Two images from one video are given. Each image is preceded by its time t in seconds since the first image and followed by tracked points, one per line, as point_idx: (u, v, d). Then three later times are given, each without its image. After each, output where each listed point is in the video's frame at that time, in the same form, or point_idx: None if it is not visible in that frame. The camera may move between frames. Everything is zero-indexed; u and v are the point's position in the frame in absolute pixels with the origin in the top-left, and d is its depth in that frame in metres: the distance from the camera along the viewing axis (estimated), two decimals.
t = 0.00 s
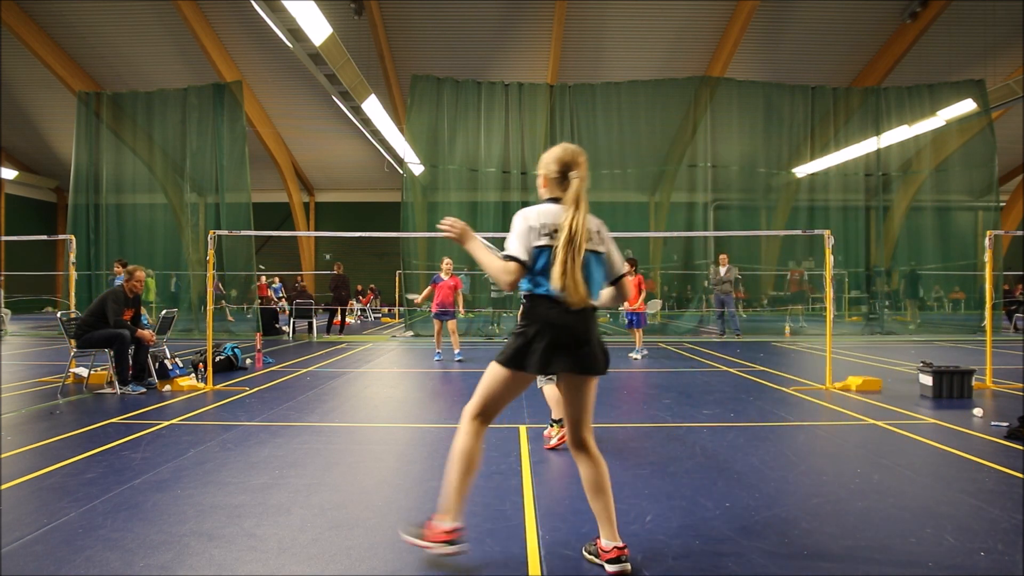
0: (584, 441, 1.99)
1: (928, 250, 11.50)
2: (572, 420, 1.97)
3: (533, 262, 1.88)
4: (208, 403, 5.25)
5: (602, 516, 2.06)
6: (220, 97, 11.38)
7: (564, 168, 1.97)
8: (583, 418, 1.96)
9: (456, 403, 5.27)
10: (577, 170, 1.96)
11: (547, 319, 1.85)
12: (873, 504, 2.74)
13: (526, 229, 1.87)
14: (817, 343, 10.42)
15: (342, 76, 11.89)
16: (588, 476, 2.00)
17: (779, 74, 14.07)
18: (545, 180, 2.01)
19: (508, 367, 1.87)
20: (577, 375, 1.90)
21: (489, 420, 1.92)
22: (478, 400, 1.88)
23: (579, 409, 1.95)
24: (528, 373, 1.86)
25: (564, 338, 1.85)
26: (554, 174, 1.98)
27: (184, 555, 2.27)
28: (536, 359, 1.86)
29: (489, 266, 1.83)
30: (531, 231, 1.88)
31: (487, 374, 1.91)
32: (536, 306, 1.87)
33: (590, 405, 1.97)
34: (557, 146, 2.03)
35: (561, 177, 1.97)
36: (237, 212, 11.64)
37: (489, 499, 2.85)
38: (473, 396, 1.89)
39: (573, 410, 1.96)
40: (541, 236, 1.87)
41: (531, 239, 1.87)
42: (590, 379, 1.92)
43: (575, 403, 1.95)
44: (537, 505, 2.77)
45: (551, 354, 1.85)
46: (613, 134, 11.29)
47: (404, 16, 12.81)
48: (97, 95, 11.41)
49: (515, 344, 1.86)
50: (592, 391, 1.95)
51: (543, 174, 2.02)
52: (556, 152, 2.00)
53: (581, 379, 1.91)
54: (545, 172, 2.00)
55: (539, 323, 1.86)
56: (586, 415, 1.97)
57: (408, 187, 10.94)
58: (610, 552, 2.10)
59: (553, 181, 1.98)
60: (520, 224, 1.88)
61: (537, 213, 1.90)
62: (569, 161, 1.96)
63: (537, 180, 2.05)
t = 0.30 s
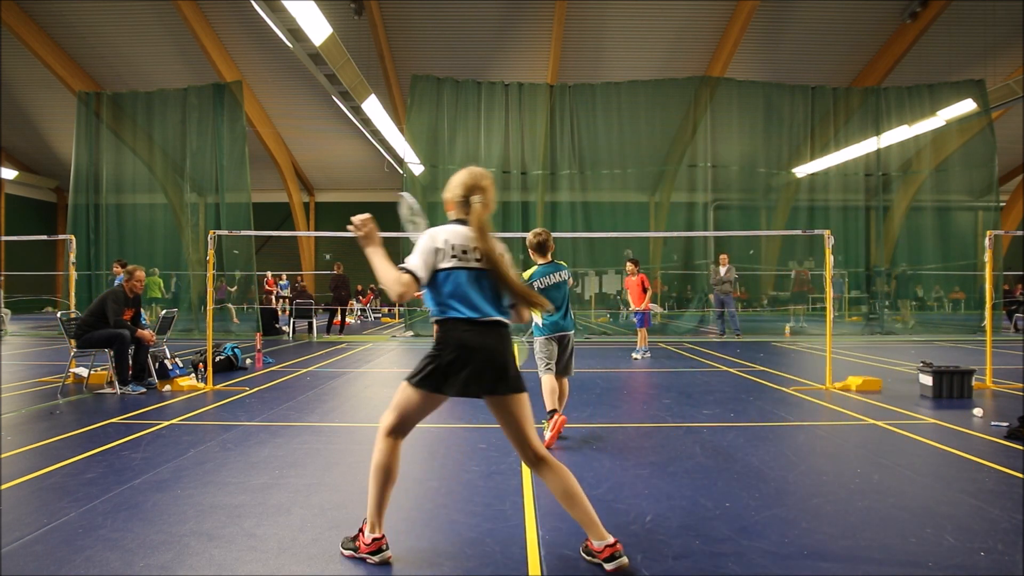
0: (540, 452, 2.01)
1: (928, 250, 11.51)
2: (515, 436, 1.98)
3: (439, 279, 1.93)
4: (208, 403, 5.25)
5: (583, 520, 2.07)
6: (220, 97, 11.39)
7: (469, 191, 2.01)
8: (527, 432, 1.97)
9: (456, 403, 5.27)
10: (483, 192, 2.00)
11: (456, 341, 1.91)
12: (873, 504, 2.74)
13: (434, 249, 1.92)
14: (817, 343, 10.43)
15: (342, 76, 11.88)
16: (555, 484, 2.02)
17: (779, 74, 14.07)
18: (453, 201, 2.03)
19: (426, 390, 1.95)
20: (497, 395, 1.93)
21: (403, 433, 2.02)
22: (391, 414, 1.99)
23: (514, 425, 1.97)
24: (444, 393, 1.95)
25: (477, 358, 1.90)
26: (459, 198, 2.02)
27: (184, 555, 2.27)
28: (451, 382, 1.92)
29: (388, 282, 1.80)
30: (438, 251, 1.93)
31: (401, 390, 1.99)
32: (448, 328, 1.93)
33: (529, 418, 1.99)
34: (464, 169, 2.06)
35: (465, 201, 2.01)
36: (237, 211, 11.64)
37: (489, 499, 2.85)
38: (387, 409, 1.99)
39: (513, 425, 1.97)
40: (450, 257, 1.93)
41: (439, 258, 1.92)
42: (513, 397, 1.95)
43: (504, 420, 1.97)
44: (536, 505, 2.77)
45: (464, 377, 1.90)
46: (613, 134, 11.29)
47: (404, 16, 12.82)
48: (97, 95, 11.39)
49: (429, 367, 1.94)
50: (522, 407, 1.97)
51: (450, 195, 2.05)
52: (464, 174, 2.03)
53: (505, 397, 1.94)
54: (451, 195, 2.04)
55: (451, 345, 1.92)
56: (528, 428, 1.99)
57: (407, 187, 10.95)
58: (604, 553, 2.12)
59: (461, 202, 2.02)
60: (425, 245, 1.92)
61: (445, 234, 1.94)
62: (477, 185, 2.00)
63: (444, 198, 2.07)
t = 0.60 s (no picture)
0: (544, 446, 2.00)
1: (928, 249, 11.51)
2: (517, 431, 1.98)
3: (415, 287, 1.96)
4: (208, 403, 5.25)
5: (586, 520, 2.06)
6: (220, 97, 11.38)
7: (428, 201, 2.07)
8: (531, 425, 1.98)
9: (456, 403, 5.27)
10: (442, 199, 2.08)
11: (445, 344, 1.91)
12: (873, 504, 2.74)
13: (407, 257, 1.93)
14: (817, 343, 10.43)
15: (342, 76, 11.87)
16: (560, 481, 1.99)
17: (779, 74, 14.07)
18: (415, 213, 2.09)
19: (419, 394, 1.94)
20: (494, 393, 1.94)
21: (395, 432, 2.03)
22: (382, 414, 2.00)
23: (513, 420, 1.97)
24: (437, 396, 1.94)
25: (469, 359, 1.91)
26: (419, 209, 2.08)
27: (184, 555, 2.27)
28: (445, 384, 1.92)
29: (364, 295, 1.81)
30: (411, 261, 1.94)
31: (393, 394, 1.98)
32: (435, 332, 1.94)
33: (529, 411, 1.99)
34: (421, 182, 2.12)
35: (425, 212, 2.08)
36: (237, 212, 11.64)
37: (489, 499, 2.85)
38: (377, 410, 2.00)
39: (513, 420, 1.96)
40: (424, 265, 1.95)
41: (411, 266, 1.94)
42: (510, 392, 1.95)
43: (504, 416, 1.96)
44: (536, 505, 2.77)
45: (458, 376, 1.91)
46: (613, 134, 11.29)
47: (404, 17, 12.81)
48: (97, 95, 11.38)
49: (421, 372, 1.94)
50: (520, 402, 1.97)
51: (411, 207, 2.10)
52: (422, 187, 2.09)
53: (502, 394, 1.94)
54: (411, 208, 2.10)
55: (441, 347, 1.91)
56: (530, 423, 1.98)
57: (407, 187, 10.96)
58: (607, 554, 2.10)
59: (423, 213, 2.08)
60: (396, 255, 1.93)
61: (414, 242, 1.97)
62: (435, 193, 2.07)
63: (406, 213, 2.12)
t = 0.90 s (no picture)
0: (545, 443, 2.01)
1: (928, 249, 11.51)
2: (519, 429, 1.98)
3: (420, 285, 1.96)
4: (208, 403, 5.25)
5: (587, 519, 2.06)
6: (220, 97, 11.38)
7: (431, 201, 2.07)
8: (532, 424, 1.98)
9: (455, 403, 5.26)
10: (445, 199, 2.08)
11: (451, 343, 1.92)
12: (873, 504, 2.74)
13: (410, 256, 1.94)
14: (817, 343, 10.43)
15: (342, 76, 11.86)
16: (561, 479, 1.99)
17: (779, 74, 14.07)
18: (418, 213, 2.09)
19: (423, 392, 1.94)
20: (498, 392, 1.93)
21: (399, 432, 2.03)
22: (386, 414, 1.99)
23: (517, 419, 1.97)
24: (441, 394, 1.94)
25: (473, 357, 1.91)
26: (422, 210, 2.08)
27: (184, 555, 2.27)
28: (449, 382, 1.92)
29: (368, 294, 1.81)
30: (415, 261, 1.94)
31: (397, 392, 1.98)
32: (439, 332, 1.94)
33: (531, 409, 1.98)
34: (424, 182, 2.12)
35: (429, 211, 2.07)
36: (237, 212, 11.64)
37: (489, 499, 2.85)
38: (381, 410, 1.99)
39: (515, 418, 1.96)
40: (428, 264, 1.95)
41: (415, 265, 1.94)
42: (514, 390, 1.95)
43: (508, 415, 1.96)
44: (536, 505, 2.77)
45: (462, 375, 1.91)
46: (613, 134, 11.28)
47: (404, 17, 12.82)
48: (97, 95, 11.38)
49: (425, 370, 1.93)
50: (525, 401, 1.97)
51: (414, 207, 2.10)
52: (425, 186, 2.09)
53: (507, 392, 1.94)
54: (414, 208, 2.10)
55: (445, 346, 1.92)
56: (533, 421, 1.98)
57: (408, 187, 10.95)
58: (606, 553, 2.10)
59: (426, 212, 2.08)
60: (400, 255, 1.93)
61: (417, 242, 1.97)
62: (438, 192, 2.07)
63: (410, 213, 2.12)
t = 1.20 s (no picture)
0: (544, 443, 2.01)
1: (928, 249, 11.51)
2: (519, 427, 1.98)
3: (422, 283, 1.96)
4: (208, 403, 5.25)
5: (585, 519, 2.06)
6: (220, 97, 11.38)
7: (436, 201, 2.07)
8: (531, 422, 1.98)
9: (455, 403, 5.26)
10: (450, 200, 2.09)
11: (452, 341, 1.91)
12: (873, 504, 2.74)
13: (411, 254, 1.94)
14: (817, 342, 10.43)
15: (342, 76, 11.86)
16: (560, 478, 1.99)
17: (779, 74, 14.06)
18: (422, 211, 2.09)
19: (424, 390, 1.94)
20: (499, 390, 1.93)
21: (401, 431, 2.03)
22: (388, 413, 1.99)
23: (517, 418, 1.97)
24: (443, 392, 1.94)
25: (474, 355, 1.91)
26: (426, 209, 2.08)
27: (184, 555, 2.27)
28: (450, 380, 1.92)
29: (366, 289, 1.81)
30: (417, 258, 1.94)
31: (399, 390, 1.98)
32: (441, 329, 1.94)
33: (531, 408, 1.98)
34: (429, 181, 2.12)
35: (434, 211, 2.07)
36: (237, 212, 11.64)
37: (489, 500, 2.85)
38: (384, 409, 2.00)
39: (515, 416, 1.96)
40: (430, 262, 1.95)
41: (416, 263, 1.94)
42: (515, 389, 1.95)
43: (508, 414, 1.96)
44: (536, 505, 2.77)
45: (463, 373, 1.91)
46: (613, 133, 11.28)
47: (405, 17, 12.82)
48: (97, 95, 11.37)
49: (426, 368, 1.93)
50: (525, 400, 1.97)
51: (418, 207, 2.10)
52: (430, 185, 2.09)
53: (508, 391, 1.94)
54: (418, 206, 2.10)
55: (446, 344, 1.92)
56: (532, 420, 1.99)
57: (408, 187, 10.94)
58: (604, 551, 2.10)
59: (430, 211, 2.08)
60: (402, 252, 1.94)
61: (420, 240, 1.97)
62: (442, 192, 2.07)
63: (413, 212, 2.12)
